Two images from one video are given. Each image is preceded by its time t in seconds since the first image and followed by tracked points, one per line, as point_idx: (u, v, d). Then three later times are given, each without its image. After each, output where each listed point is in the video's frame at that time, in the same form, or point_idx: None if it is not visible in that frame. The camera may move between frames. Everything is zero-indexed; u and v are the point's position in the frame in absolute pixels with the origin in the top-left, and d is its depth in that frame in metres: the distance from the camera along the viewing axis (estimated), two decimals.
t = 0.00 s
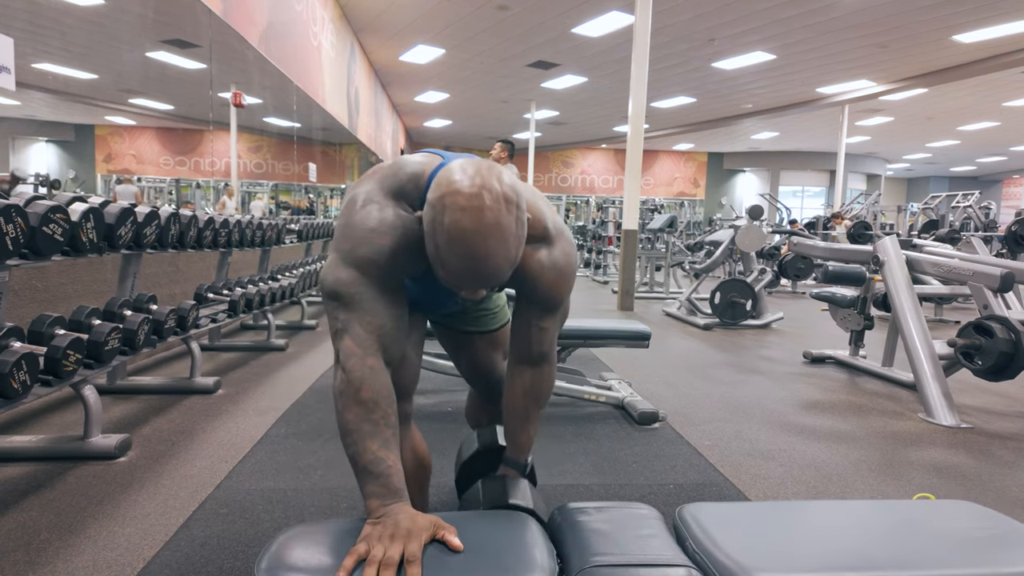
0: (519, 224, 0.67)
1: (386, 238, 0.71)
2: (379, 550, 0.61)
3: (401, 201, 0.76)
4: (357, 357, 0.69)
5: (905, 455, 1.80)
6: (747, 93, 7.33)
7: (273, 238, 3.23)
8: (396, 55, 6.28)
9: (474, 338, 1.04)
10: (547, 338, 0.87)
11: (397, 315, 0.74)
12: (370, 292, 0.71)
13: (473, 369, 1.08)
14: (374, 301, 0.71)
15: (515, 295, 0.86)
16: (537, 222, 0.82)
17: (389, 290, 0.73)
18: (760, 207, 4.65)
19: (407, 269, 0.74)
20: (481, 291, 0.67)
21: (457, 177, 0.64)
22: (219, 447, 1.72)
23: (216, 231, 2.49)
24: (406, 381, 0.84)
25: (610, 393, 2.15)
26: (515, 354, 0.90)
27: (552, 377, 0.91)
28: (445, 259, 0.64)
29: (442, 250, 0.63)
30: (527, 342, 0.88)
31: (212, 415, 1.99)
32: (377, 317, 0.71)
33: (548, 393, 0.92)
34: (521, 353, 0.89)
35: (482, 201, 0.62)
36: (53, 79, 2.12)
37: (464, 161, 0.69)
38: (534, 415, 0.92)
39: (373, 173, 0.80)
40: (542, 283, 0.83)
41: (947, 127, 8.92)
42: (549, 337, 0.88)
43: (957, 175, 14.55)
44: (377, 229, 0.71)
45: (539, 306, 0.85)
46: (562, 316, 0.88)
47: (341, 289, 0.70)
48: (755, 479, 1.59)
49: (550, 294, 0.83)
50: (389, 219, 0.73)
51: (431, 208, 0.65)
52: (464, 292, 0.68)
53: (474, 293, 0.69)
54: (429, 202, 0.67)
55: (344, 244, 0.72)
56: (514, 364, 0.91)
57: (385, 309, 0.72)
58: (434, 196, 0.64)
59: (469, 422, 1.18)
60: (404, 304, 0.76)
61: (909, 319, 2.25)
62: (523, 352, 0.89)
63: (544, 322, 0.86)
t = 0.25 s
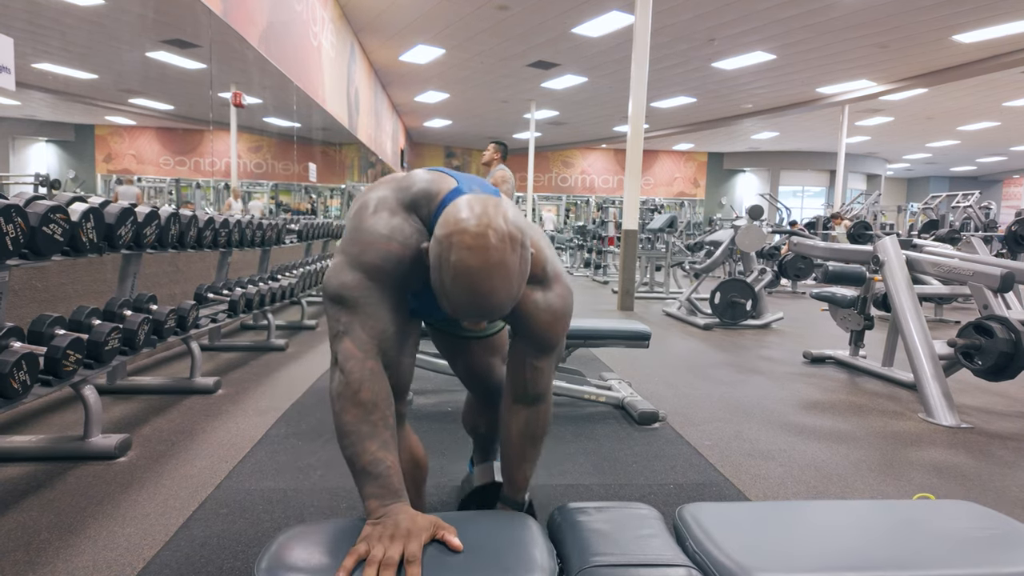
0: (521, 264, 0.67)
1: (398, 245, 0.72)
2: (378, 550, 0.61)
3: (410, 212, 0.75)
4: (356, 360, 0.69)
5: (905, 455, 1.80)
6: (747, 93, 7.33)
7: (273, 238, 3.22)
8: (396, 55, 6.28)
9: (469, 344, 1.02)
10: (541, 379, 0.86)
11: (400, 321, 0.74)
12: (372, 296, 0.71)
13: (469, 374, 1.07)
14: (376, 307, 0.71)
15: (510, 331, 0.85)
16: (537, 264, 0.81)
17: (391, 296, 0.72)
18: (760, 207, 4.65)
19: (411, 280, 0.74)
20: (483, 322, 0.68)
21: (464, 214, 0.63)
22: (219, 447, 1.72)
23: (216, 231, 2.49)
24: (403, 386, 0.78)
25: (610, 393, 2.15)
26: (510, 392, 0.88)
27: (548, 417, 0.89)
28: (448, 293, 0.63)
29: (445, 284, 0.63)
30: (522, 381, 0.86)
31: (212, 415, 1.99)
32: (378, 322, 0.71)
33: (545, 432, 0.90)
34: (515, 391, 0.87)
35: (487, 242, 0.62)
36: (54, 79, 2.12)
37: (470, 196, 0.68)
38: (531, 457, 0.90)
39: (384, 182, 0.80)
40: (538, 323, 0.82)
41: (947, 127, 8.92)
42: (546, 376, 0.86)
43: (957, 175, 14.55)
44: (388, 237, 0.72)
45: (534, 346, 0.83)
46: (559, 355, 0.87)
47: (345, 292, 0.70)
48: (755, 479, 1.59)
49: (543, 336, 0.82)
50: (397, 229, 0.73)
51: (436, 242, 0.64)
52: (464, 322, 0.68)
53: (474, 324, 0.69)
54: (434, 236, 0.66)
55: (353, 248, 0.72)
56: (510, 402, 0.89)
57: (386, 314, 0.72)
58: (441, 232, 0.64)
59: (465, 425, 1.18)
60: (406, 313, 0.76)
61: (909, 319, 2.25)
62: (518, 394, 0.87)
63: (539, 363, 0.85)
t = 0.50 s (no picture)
0: (518, 287, 0.67)
1: (401, 252, 0.72)
2: (379, 549, 0.61)
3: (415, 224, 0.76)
4: (356, 362, 0.70)
5: (905, 455, 1.80)
6: (747, 93, 7.34)
7: (273, 238, 3.23)
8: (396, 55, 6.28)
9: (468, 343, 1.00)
10: (541, 393, 0.86)
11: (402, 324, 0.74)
12: (374, 303, 0.71)
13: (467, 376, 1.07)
14: (376, 312, 0.71)
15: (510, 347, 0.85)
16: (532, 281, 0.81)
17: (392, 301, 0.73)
18: (760, 207, 4.66)
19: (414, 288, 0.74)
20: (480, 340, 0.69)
21: (463, 239, 0.64)
22: (219, 447, 1.73)
23: (216, 231, 2.49)
24: (398, 387, 0.78)
25: (611, 393, 2.16)
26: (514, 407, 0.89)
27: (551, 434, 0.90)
28: (446, 314, 0.64)
29: (443, 305, 0.64)
30: (523, 396, 0.87)
31: (212, 415, 1.99)
32: (379, 327, 0.71)
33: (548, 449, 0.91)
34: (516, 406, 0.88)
35: (485, 267, 0.63)
36: (54, 79, 2.12)
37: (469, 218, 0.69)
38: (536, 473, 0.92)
39: (390, 193, 0.81)
40: (533, 339, 0.81)
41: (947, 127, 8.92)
42: (546, 391, 0.87)
43: (957, 175, 14.55)
44: (393, 244, 0.72)
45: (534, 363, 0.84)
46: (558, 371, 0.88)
47: (347, 298, 0.70)
48: (755, 479, 1.59)
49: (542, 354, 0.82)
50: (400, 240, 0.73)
51: (435, 264, 0.65)
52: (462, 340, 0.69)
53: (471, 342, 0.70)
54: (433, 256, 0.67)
55: (357, 254, 0.72)
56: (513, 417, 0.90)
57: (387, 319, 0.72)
58: (440, 254, 0.64)
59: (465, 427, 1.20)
60: (407, 320, 0.76)
61: (908, 319, 2.25)
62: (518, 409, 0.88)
63: (540, 378, 0.85)
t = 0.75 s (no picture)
0: (529, 248, 0.65)
1: (398, 242, 0.71)
2: (380, 552, 0.61)
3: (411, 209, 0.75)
4: (361, 361, 0.69)
5: (905, 455, 1.79)
6: (747, 93, 7.33)
7: (273, 238, 3.22)
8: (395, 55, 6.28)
9: (467, 340, 1.01)
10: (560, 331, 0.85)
11: (404, 319, 0.73)
12: (376, 298, 0.70)
13: (464, 374, 1.07)
14: (380, 306, 0.70)
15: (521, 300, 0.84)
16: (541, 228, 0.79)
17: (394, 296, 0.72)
18: (760, 207, 4.65)
19: (415, 275, 0.73)
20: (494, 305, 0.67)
21: (468, 204, 0.62)
22: (219, 447, 1.72)
23: (216, 231, 2.49)
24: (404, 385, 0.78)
25: (611, 393, 2.15)
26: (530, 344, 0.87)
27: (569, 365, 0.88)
28: (456, 282, 0.63)
29: (453, 274, 0.62)
30: (540, 333, 0.85)
31: (212, 415, 1.99)
32: (383, 321, 0.70)
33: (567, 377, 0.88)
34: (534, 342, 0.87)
35: (493, 230, 0.60)
36: (54, 79, 2.12)
37: (473, 182, 0.67)
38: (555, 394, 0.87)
39: (382, 182, 0.80)
40: (548, 285, 0.81)
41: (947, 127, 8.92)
42: (565, 328, 0.86)
43: (957, 175, 14.54)
44: (388, 236, 0.71)
45: (548, 308, 0.83)
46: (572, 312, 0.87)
47: (348, 294, 0.70)
48: (755, 479, 1.59)
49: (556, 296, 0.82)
50: (398, 227, 0.72)
51: (441, 233, 0.63)
52: (474, 307, 0.67)
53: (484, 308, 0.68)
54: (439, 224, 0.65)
55: (355, 249, 0.71)
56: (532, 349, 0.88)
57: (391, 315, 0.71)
58: (446, 222, 0.62)
59: (462, 423, 1.20)
60: (411, 312, 0.76)
61: (909, 319, 2.24)
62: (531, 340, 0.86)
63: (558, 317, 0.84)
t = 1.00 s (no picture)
0: (540, 187, 0.61)
1: (390, 231, 0.70)
2: (379, 550, 0.61)
3: (400, 190, 0.73)
4: (361, 357, 0.69)
5: (905, 455, 1.80)
6: (747, 93, 7.33)
7: (273, 238, 3.22)
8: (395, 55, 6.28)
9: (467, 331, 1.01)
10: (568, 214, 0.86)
11: (402, 311, 0.73)
12: (372, 291, 0.70)
13: (461, 366, 1.07)
14: (377, 299, 0.70)
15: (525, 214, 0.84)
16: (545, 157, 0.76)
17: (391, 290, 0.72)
18: (760, 207, 4.65)
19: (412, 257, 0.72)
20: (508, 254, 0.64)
21: (469, 148, 0.57)
22: (219, 447, 1.72)
23: (216, 231, 2.49)
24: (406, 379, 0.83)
25: (611, 393, 2.15)
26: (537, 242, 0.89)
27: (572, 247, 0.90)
28: (466, 235, 0.59)
29: (462, 227, 0.59)
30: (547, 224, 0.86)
31: (212, 415, 1.99)
32: (381, 315, 0.70)
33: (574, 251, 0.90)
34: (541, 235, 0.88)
35: (500, 174, 0.56)
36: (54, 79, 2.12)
37: (471, 125, 0.62)
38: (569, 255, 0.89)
39: (369, 169, 0.78)
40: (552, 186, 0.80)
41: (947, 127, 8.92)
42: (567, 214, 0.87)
43: (957, 175, 14.54)
44: (378, 225, 0.70)
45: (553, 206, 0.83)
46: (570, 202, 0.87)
47: (345, 288, 0.70)
48: (755, 479, 1.59)
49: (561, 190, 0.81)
50: (389, 213, 0.71)
51: (444, 186, 0.59)
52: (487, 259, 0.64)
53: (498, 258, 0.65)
54: (441, 173, 0.61)
55: (348, 243, 0.70)
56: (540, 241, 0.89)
57: (388, 308, 0.71)
58: (447, 172, 0.58)
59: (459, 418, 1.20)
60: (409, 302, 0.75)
61: (909, 319, 2.24)
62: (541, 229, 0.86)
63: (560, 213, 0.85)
